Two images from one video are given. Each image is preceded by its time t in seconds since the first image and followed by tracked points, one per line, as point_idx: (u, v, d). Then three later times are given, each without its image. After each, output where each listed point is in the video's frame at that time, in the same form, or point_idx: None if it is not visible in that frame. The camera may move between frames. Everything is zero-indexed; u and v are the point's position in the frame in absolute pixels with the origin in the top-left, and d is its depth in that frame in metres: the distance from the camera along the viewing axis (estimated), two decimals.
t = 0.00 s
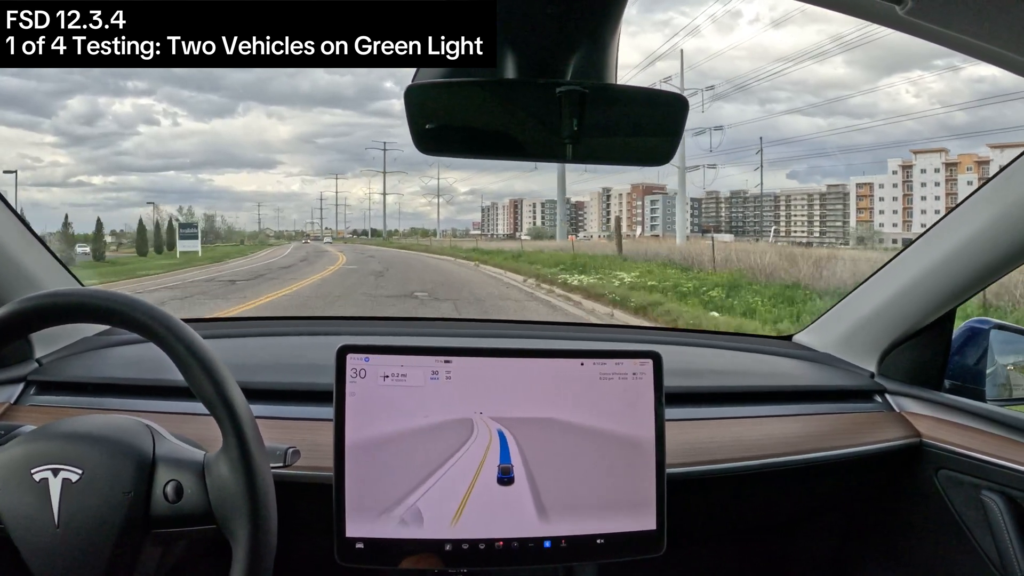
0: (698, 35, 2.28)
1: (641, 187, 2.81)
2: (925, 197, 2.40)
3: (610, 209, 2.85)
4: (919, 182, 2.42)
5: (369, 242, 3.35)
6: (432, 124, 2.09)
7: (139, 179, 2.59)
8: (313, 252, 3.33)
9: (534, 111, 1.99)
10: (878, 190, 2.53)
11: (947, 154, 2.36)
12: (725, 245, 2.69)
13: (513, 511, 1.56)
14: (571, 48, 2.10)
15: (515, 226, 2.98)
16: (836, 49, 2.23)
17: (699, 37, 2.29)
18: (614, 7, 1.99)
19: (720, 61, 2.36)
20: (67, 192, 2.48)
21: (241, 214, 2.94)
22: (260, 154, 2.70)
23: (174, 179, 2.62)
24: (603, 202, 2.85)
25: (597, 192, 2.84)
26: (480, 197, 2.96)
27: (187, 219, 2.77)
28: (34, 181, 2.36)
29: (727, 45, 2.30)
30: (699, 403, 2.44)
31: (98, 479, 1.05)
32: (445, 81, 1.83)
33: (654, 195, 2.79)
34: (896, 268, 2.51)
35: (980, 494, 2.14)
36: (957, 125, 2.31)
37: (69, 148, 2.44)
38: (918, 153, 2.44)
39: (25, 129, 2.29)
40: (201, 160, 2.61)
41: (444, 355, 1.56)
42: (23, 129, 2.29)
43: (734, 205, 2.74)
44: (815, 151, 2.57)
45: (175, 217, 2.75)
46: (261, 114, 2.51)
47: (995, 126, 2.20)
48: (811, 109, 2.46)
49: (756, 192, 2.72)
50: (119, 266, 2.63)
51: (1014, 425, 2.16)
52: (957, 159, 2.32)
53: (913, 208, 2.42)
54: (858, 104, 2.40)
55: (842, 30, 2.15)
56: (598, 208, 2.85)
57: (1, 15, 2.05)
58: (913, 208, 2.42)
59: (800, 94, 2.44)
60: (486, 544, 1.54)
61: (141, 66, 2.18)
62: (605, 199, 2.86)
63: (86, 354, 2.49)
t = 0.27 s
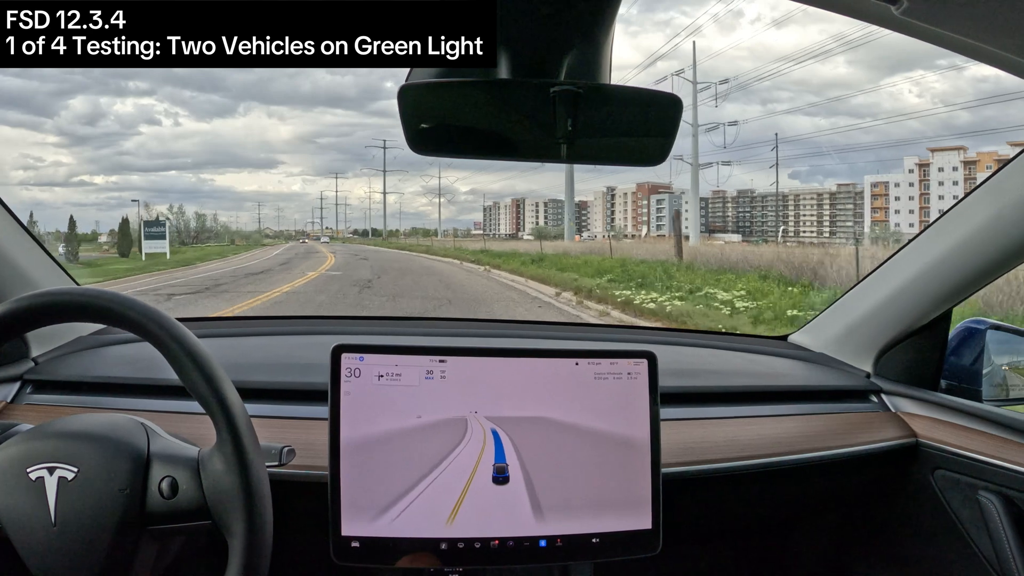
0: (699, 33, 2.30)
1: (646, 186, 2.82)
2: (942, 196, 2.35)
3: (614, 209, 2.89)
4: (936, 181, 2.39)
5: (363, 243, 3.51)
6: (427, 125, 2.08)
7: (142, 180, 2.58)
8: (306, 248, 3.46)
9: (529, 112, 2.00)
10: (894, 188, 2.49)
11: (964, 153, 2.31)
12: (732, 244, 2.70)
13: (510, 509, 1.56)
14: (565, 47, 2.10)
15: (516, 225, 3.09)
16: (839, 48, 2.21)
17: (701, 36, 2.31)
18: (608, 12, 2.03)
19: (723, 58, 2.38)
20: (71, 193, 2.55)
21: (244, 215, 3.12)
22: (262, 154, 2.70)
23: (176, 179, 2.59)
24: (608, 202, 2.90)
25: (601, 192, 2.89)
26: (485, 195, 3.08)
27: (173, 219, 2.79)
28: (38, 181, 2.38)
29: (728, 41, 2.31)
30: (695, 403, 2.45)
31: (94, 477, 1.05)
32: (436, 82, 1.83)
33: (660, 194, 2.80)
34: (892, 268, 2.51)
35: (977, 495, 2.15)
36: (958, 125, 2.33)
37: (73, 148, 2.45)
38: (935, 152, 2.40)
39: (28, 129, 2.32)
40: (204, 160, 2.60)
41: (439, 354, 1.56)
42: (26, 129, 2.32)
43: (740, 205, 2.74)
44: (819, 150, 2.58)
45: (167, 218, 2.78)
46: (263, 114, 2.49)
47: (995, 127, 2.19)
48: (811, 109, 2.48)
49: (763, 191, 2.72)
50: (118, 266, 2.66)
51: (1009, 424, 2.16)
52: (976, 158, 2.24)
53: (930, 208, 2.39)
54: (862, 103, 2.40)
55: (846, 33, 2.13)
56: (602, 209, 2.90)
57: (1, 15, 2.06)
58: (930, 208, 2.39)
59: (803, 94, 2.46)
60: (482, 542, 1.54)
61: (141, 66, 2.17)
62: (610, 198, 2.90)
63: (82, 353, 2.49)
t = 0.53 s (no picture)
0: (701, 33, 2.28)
1: (652, 186, 2.82)
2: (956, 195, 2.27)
3: (619, 209, 2.89)
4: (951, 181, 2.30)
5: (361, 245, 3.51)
6: (421, 124, 2.09)
7: (144, 179, 2.62)
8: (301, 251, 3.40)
9: (523, 111, 2.00)
10: (908, 188, 2.46)
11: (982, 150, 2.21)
12: (739, 245, 2.69)
13: (506, 509, 1.56)
14: (558, 46, 2.10)
15: (520, 226, 3.14)
16: (840, 48, 2.21)
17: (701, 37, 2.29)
18: (601, 12, 2.03)
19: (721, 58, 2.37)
20: (72, 193, 2.54)
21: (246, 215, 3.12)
22: (263, 154, 2.73)
23: (179, 179, 2.66)
24: (612, 202, 2.90)
25: (606, 192, 2.88)
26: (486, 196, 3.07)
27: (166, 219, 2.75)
28: (40, 181, 2.41)
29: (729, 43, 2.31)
30: (690, 402, 2.46)
31: (89, 476, 1.05)
32: (431, 81, 1.83)
33: (665, 194, 2.79)
34: (888, 267, 2.52)
35: (972, 494, 2.15)
36: (959, 125, 2.31)
37: (74, 148, 2.46)
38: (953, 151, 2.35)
39: (30, 129, 2.34)
40: (206, 159, 2.65)
41: (435, 354, 1.56)
42: (28, 129, 2.34)
43: (747, 205, 2.69)
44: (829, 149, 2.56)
45: (162, 218, 2.73)
46: (264, 114, 2.51)
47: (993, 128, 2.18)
48: (812, 109, 2.48)
49: (767, 192, 2.69)
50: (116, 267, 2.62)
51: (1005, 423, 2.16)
52: (992, 156, 2.15)
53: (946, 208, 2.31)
54: (864, 103, 2.40)
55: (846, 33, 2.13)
56: (607, 209, 2.90)
57: (1, 15, 2.06)
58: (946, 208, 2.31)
59: (803, 94, 2.46)
60: (478, 542, 1.54)
61: (141, 66, 2.17)
62: (614, 199, 2.90)
63: (78, 352, 2.49)
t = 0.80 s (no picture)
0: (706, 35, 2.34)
1: (659, 186, 2.88)
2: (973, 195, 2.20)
3: (625, 209, 2.95)
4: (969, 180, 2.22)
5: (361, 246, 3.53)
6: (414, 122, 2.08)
7: (146, 179, 2.64)
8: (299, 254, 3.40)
9: (517, 110, 2.00)
10: (926, 187, 2.39)
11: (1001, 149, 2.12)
12: (749, 245, 2.74)
13: (501, 508, 1.57)
14: (552, 46, 2.14)
15: (523, 227, 3.12)
16: (842, 48, 2.18)
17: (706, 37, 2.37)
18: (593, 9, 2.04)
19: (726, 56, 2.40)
20: (73, 193, 2.53)
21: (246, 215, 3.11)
22: (266, 154, 2.78)
23: (182, 179, 2.69)
24: (619, 202, 2.96)
25: (612, 192, 2.95)
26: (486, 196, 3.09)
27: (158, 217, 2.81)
28: (43, 181, 2.42)
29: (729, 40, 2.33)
30: (684, 402, 2.47)
31: (83, 475, 1.05)
32: (427, 78, 1.83)
33: (674, 194, 2.87)
34: (882, 267, 2.53)
35: (967, 493, 2.16)
36: (963, 125, 2.27)
37: (77, 148, 2.45)
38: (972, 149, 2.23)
39: (31, 129, 2.30)
40: (207, 160, 2.66)
41: (429, 353, 1.56)
42: (29, 129, 2.30)
43: (757, 206, 2.75)
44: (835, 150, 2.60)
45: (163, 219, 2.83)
46: (266, 115, 2.54)
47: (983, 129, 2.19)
48: (814, 109, 2.54)
49: (779, 192, 2.75)
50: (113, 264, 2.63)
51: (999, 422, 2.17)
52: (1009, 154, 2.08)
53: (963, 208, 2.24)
54: (868, 103, 2.43)
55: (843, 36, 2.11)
56: (612, 210, 2.96)
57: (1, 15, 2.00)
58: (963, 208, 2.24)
59: (807, 94, 2.49)
60: (473, 542, 1.54)
61: (142, 66, 2.13)
62: (621, 199, 2.97)
63: (71, 352, 2.47)
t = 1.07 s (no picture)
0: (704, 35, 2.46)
1: (664, 186, 2.98)
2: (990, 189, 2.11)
3: (631, 209, 3.01)
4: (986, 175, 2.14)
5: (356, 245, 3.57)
6: (405, 122, 2.09)
7: (150, 179, 2.68)
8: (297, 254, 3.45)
9: (509, 110, 2.01)
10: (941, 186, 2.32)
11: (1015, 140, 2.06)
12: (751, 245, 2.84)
13: (496, 507, 1.57)
14: (546, 45, 2.09)
15: (526, 227, 3.15)
16: (843, 49, 2.22)
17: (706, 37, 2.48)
18: (585, 8, 2.00)
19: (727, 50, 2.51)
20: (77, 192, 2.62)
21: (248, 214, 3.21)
22: (268, 154, 2.84)
23: (184, 178, 2.74)
24: (623, 201, 3.01)
25: (618, 191, 3.00)
26: (488, 196, 3.13)
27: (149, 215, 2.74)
28: (48, 180, 2.51)
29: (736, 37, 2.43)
30: (676, 400, 2.48)
31: (78, 475, 1.05)
32: (418, 78, 1.83)
33: (680, 194, 2.95)
34: (872, 265, 2.55)
35: (959, 490, 2.17)
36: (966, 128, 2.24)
37: (80, 148, 2.53)
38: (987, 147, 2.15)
39: (37, 129, 2.38)
40: (210, 159, 2.75)
41: (422, 352, 1.56)
42: (36, 129, 2.37)
43: (763, 206, 2.85)
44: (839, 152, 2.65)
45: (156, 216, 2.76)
46: (268, 115, 2.59)
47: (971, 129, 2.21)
48: (816, 111, 2.60)
49: (787, 193, 2.82)
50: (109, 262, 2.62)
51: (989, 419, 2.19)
52: None
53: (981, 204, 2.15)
54: (868, 104, 2.50)
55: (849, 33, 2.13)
56: (617, 209, 3.00)
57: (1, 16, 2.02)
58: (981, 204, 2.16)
59: (808, 95, 2.59)
60: (468, 541, 1.54)
61: (142, 66, 2.14)
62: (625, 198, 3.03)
63: (65, 354, 2.46)
